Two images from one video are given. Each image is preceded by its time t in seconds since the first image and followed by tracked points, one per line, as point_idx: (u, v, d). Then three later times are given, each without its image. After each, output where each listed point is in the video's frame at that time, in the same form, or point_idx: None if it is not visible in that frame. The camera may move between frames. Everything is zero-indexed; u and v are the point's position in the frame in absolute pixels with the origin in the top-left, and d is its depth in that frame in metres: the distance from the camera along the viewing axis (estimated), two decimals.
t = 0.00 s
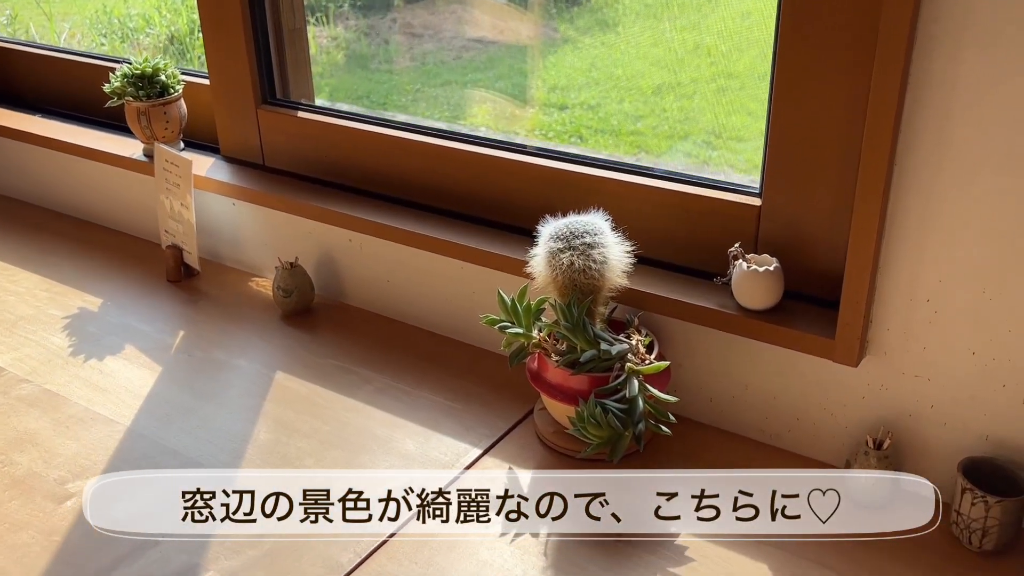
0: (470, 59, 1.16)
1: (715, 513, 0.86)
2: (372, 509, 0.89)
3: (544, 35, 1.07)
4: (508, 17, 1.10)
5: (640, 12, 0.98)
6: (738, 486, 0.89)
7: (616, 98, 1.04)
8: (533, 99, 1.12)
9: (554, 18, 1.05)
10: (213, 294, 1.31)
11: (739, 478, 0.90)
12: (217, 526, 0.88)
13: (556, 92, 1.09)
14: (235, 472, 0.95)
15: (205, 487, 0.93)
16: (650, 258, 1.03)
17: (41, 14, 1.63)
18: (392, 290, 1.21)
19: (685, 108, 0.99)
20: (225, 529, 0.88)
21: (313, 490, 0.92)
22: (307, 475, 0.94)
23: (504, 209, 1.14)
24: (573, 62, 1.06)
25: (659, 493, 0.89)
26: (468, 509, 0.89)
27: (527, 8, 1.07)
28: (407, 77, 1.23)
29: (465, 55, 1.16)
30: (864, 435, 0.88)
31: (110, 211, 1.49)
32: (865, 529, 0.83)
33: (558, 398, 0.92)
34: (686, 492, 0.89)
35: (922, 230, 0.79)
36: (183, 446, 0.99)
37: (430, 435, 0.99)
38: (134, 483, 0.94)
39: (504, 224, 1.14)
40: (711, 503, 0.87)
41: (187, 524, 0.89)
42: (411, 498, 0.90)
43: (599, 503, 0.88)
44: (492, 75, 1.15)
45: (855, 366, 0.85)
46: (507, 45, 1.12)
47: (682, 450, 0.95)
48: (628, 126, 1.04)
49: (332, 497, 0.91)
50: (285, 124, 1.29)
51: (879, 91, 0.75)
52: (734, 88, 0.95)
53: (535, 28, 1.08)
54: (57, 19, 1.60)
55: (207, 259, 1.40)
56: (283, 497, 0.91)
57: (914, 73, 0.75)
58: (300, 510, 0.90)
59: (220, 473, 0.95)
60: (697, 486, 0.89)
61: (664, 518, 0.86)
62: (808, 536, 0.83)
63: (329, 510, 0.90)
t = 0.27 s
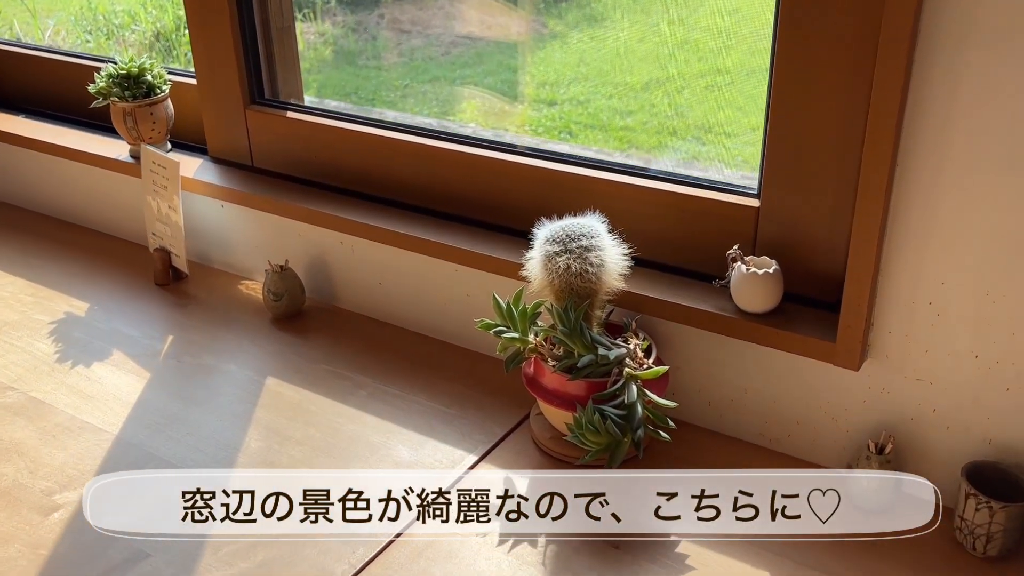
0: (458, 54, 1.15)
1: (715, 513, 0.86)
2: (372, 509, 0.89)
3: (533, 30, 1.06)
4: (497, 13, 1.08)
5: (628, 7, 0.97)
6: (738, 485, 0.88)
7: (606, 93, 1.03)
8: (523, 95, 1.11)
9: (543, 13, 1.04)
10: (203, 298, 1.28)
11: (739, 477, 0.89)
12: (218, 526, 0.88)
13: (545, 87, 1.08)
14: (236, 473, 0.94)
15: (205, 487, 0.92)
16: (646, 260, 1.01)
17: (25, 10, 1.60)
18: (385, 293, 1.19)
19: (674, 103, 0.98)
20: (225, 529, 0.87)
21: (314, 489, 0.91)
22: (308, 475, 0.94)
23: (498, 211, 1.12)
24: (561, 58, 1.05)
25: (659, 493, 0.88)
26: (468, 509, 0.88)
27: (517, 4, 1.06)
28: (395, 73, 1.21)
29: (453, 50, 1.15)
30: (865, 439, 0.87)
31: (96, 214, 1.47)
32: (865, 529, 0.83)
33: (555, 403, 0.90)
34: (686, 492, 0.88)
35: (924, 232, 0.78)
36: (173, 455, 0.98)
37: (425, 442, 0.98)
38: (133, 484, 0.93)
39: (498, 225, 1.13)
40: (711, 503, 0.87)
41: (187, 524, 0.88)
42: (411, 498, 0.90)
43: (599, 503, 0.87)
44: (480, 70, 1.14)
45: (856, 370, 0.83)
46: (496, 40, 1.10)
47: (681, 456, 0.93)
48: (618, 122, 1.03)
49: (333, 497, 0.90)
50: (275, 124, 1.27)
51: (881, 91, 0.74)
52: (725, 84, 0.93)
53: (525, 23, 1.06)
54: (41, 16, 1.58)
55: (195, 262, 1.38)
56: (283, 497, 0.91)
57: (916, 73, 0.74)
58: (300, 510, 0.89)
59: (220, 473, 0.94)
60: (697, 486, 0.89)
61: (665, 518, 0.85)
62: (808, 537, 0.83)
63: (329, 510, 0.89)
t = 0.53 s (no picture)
0: (444, 50, 1.13)
1: (715, 513, 0.85)
2: (372, 509, 0.88)
3: (518, 25, 1.05)
4: (483, 8, 1.07)
5: None
6: (738, 485, 0.87)
7: (593, 89, 1.02)
8: (510, 92, 1.09)
9: (529, 7, 1.02)
10: (193, 302, 1.26)
11: (740, 477, 0.88)
12: (217, 527, 0.87)
13: (533, 83, 1.07)
14: (235, 472, 0.93)
15: (205, 487, 0.91)
16: (647, 261, 1.00)
17: (6, 7, 1.56)
18: (380, 296, 1.17)
19: (663, 98, 0.97)
20: (225, 530, 0.86)
21: (313, 490, 0.90)
22: (306, 475, 0.93)
23: (494, 212, 1.10)
24: (548, 52, 1.03)
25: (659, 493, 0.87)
26: (468, 509, 0.87)
27: None
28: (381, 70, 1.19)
29: (439, 46, 1.13)
30: (873, 443, 0.86)
31: (83, 216, 1.44)
32: (865, 529, 0.82)
33: (556, 408, 0.89)
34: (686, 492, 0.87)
35: (933, 233, 0.76)
36: (165, 464, 0.95)
37: (423, 448, 0.96)
38: (133, 484, 0.92)
39: (494, 226, 1.11)
40: (711, 503, 0.86)
41: (186, 524, 0.87)
42: (411, 498, 0.89)
43: (599, 502, 0.86)
44: (467, 66, 1.12)
45: (864, 373, 0.82)
46: (483, 36, 1.08)
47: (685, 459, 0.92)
48: (606, 117, 1.02)
49: (332, 497, 0.89)
50: (265, 124, 1.24)
51: (890, 88, 0.72)
52: (712, 79, 0.93)
53: (512, 19, 1.05)
54: (22, 13, 1.54)
55: (185, 264, 1.36)
56: (283, 497, 0.90)
57: (926, 70, 0.72)
58: (300, 510, 0.88)
59: (221, 473, 0.93)
60: (697, 485, 0.88)
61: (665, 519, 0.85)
62: (808, 537, 0.82)
63: (329, 510, 0.88)
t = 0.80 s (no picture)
0: (432, 48, 1.12)
1: (715, 513, 0.84)
2: (372, 509, 0.87)
3: (507, 22, 1.04)
4: (472, 4, 1.06)
5: None
6: (739, 484, 0.87)
7: (583, 86, 1.01)
8: (501, 89, 1.08)
9: (518, 3, 1.02)
10: (190, 306, 1.24)
11: (740, 476, 0.87)
12: (218, 527, 0.87)
13: (523, 80, 1.06)
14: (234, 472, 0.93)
15: (205, 486, 0.91)
16: (654, 262, 0.99)
17: None
18: (381, 299, 1.16)
19: (653, 95, 0.97)
20: (226, 529, 0.86)
21: (313, 489, 0.90)
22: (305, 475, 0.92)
23: (498, 213, 1.08)
24: (539, 49, 1.03)
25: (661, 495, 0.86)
26: (468, 508, 0.87)
27: None
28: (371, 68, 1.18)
29: (428, 44, 1.12)
30: (886, 447, 0.85)
31: (75, 218, 1.42)
32: (874, 532, 0.81)
33: (565, 413, 0.87)
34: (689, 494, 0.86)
35: (949, 234, 0.75)
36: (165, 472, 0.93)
37: (429, 454, 0.94)
38: (132, 485, 0.92)
39: (497, 228, 1.09)
40: (711, 502, 0.85)
41: (187, 524, 0.87)
42: (411, 497, 0.88)
43: (599, 502, 0.86)
44: (456, 63, 1.11)
45: (877, 376, 0.81)
46: (472, 33, 1.08)
47: (696, 464, 0.91)
48: (597, 115, 1.01)
49: (332, 497, 0.89)
50: (263, 124, 1.22)
51: (906, 87, 0.71)
52: (701, 75, 0.93)
53: (504, 16, 1.04)
54: (8, 13, 1.53)
55: (180, 267, 1.33)
56: (283, 497, 0.89)
57: (944, 69, 0.71)
58: (300, 510, 0.88)
59: (222, 472, 0.93)
60: (697, 485, 0.87)
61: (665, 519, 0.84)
62: (807, 537, 0.82)
63: (329, 510, 0.88)
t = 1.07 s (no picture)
0: (422, 47, 1.11)
1: (714, 513, 0.84)
2: (372, 509, 0.87)
3: (497, 21, 1.03)
4: (462, 3, 1.05)
5: None
6: (739, 484, 0.86)
7: (574, 84, 1.01)
8: (492, 88, 1.07)
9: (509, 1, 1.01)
10: (191, 311, 1.22)
11: (739, 476, 0.87)
12: (219, 527, 0.86)
13: (514, 79, 1.05)
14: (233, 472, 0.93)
15: (205, 486, 0.91)
16: (667, 266, 0.97)
17: None
18: (387, 304, 1.14)
19: (644, 94, 0.96)
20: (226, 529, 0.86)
21: (313, 489, 0.90)
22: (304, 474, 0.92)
23: (505, 217, 1.07)
24: (529, 47, 1.02)
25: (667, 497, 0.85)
26: (468, 509, 0.86)
27: None
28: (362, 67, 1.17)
29: (417, 43, 1.11)
30: (905, 453, 0.84)
31: (72, 223, 1.39)
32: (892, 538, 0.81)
33: (579, 421, 0.86)
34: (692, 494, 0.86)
35: (972, 238, 0.74)
36: (170, 483, 0.91)
37: (440, 462, 0.93)
38: (130, 484, 0.91)
39: (505, 232, 1.08)
40: (711, 502, 0.85)
41: (186, 524, 0.87)
42: (411, 497, 0.88)
43: (599, 502, 0.86)
44: (448, 62, 1.10)
45: (897, 381, 0.80)
46: (462, 32, 1.07)
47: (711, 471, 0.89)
48: (588, 113, 1.01)
49: (332, 496, 0.89)
50: (264, 127, 1.21)
51: (930, 89, 0.70)
52: (690, 74, 0.92)
53: (496, 14, 1.03)
54: None
55: (180, 272, 1.31)
56: (283, 497, 0.89)
57: (969, 70, 0.70)
58: (300, 510, 0.88)
59: (222, 472, 0.93)
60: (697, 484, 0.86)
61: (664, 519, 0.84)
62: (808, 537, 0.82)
63: (329, 510, 0.87)
